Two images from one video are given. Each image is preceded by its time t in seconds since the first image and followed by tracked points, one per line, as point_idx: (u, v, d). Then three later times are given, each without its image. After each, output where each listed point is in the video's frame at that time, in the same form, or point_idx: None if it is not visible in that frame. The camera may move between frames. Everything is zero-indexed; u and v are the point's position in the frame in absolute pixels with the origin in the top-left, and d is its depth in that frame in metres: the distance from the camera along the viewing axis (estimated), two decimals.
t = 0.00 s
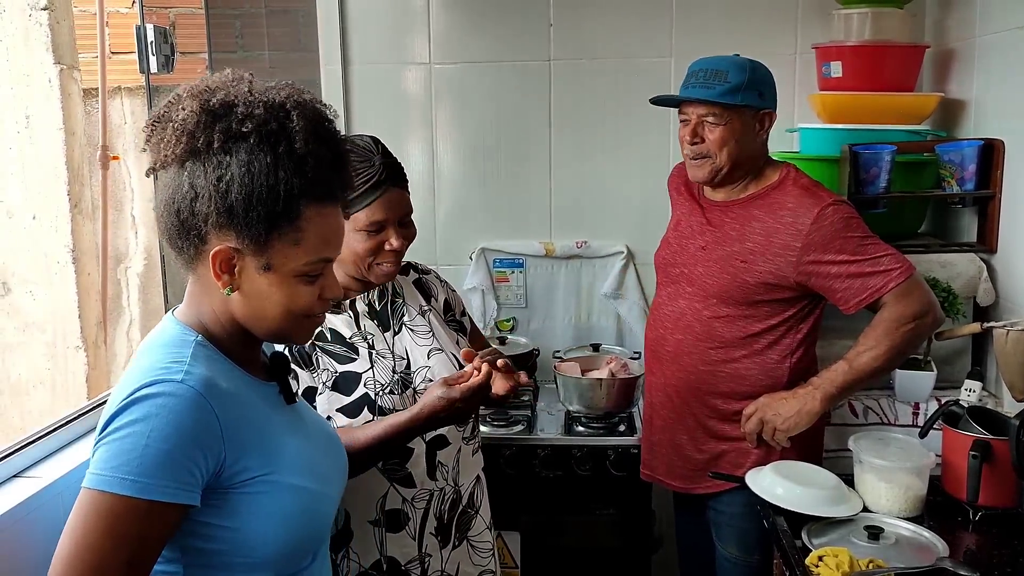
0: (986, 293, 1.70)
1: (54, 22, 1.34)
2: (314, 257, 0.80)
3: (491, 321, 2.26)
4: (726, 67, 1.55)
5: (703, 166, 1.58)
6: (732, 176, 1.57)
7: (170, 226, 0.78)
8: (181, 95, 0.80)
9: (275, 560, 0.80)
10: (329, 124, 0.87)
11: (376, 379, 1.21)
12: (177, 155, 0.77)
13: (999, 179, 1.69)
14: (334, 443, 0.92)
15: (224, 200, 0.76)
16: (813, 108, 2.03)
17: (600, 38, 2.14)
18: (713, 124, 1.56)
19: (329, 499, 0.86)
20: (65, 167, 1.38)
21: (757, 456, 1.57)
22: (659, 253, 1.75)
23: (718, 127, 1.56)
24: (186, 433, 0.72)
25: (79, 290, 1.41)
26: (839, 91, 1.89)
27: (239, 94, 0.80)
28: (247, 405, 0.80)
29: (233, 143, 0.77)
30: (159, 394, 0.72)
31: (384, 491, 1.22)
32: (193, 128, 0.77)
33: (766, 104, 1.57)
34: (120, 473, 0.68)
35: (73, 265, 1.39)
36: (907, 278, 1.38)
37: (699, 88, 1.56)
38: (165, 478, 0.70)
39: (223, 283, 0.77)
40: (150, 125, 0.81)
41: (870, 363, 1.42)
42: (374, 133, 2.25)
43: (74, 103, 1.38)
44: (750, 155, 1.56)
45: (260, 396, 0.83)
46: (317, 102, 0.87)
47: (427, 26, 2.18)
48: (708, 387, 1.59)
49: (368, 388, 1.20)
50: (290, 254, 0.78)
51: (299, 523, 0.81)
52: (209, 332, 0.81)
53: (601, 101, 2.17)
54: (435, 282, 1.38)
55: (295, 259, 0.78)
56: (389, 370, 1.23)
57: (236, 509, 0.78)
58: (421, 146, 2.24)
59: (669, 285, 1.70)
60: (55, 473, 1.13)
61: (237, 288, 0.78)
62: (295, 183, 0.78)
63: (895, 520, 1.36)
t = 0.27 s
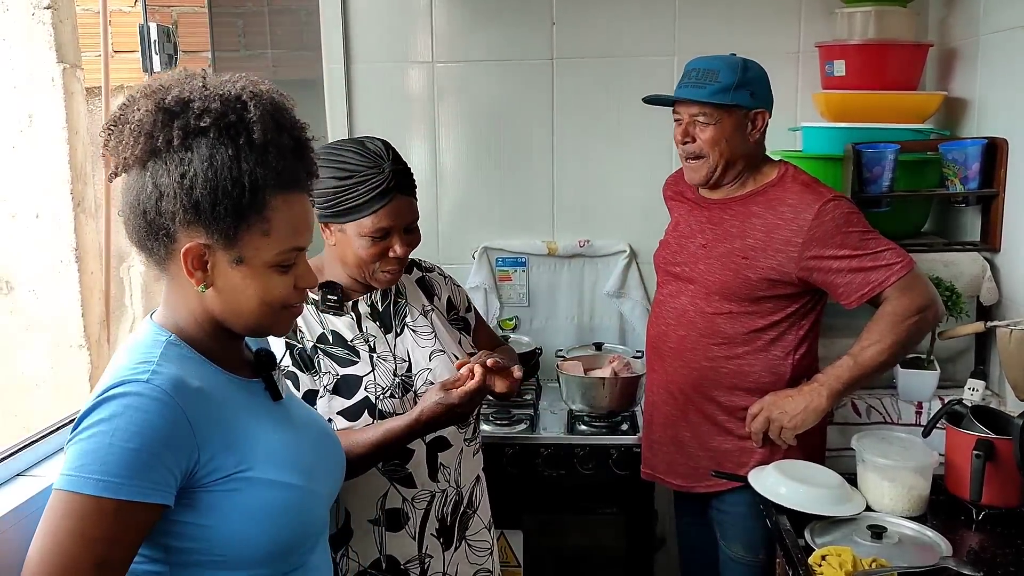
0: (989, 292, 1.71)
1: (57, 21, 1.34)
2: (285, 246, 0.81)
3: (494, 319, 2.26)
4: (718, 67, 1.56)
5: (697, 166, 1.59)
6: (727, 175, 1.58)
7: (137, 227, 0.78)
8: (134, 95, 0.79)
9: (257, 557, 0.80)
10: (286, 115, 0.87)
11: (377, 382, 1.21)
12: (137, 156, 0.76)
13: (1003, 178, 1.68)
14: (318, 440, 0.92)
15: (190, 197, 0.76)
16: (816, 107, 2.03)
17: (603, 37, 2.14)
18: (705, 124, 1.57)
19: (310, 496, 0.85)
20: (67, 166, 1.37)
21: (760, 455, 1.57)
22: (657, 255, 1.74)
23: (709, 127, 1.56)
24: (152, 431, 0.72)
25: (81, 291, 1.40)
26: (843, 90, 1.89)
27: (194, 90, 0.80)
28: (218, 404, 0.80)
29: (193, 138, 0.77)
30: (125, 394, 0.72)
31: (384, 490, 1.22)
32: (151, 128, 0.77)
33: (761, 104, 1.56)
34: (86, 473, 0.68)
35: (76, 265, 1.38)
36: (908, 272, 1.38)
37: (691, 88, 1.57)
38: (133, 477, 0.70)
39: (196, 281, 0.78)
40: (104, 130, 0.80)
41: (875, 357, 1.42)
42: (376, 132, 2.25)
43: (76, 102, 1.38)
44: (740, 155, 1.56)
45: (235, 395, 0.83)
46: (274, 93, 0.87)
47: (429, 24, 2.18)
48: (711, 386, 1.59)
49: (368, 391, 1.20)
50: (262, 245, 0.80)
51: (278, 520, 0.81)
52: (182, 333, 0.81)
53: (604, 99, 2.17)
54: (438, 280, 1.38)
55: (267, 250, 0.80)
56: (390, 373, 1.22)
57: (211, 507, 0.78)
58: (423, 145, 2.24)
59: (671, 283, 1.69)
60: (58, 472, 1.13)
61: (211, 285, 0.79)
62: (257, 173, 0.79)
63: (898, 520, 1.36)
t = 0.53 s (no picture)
0: (992, 290, 1.70)
1: (60, 19, 1.34)
2: (285, 246, 0.82)
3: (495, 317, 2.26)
4: (719, 63, 1.56)
5: (699, 161, 1.58)
6: (730, 169, 1.57)
7: (137, 223, 0.78)
8: (140, 90, 0.79)
9: (255, 553, 0.80)
10: (291, 114, 0.87)
11: (375, 380, 1.22)
12: (140, 151, 0.76)
13: (1005, 176, 1.68)
14: (319, 436, 0.92)
15: (191, 194, 0.76)
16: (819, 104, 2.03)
17: (605, 35, 2.13)
18: (706, 119, 1.57)
19: (310, 492, 0.85)
20: (71, 163, 1.37)
21: (763, 452, 1.57)
22: (663, 251, 1.74)
23: (710, 122, 1.56)
24: (149, 428, 0.72)
25: (84, 287, 1.40)
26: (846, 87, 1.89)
27: (199, 87, 0.80)
28: (217, 400, 0.80)
29: (197, 136, 0.77)
30: (122, 391, 0.72)
31: (386, 487, 1.22)
32: (155, 123, 0.77)
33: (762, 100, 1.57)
34: (83, 469, 0.68)
35: (78, 262, 1.39)
36: (908, 261, 1.38)
37: (692, 83, 1.57)
38: (130, 474, 0.70)
39: (196, 279, 0.78)
40: (109, 122, 0.80)
41: (876, 346, 1.41)
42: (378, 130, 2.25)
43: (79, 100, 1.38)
44: (744, 149, 1.56)
45: (234, 391, 0.83)
46: (279, 92, 0.87)
47: (431, 22, 2.18)
48: (713, 383, 1.59)
49: (366, 390, 1.21)
50: (262, 245, 0.80)
51: (277, 517, 0.81)
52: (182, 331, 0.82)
53: (606, 97, 2.17)
54: (438, 275, 1.38)
55: (267, 249, 0.80)
56: (388, 371, 1.23)
57: (209, 503, 0.78)
58: (425, 144, 2.24)
59: (673, 280, 1.69)
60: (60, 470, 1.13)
61: (210, 283, 0.79)
62: (260, 172, 0.79)
63: (898, 518, 1.36)
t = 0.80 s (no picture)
0: (993, 287, 1.70)
1: (60, 16, 1.34)
2: (286, 246, 0.82)
3: (497, 315, 2.27)
4: (764, 53, 1.57)
5: (724, 143, 1.56)
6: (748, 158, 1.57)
7: (138, 221, 0.78)
8: (140, 87, 0.79)
9: (261, 549, 0.80)
10: (292, 112, 0.87)
11: (370, 377, 1.21)
12: (139, 149, 0.76)
13: (1007, 174, 1.69)
14: (322, 432, 0.92)
15: (191, 192, 0.76)
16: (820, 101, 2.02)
17: (606, 32, 2.13)
18: (746, 103, 1.56)
19: (314, 487, 0.85)
20: (72, 160, 1.37)
21: (764, 448, 1.57)
22: (662, 248, 1.74)
23: (749, 107, 1.56)
24: (153, 425, 0.72)
25: (85, 283, 1.41)
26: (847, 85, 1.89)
27: (199, 85, 0.80)
28: (220, 397, 0.80)
29: (197, 134, 0.77)
30: (126, 389, 0.73)
31: (384, 484, 1.22)
32: (155, 122, 0.77)
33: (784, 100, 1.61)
34: (88, 468, 0.69)
35: (78, 258, 1.39)
36: (913, 245, 1.37)
37: (743, 61, 1.55)
38: (134, 472, 0.70)
39: (196, 277, 0.78)
40: (109, 119, 0.80)
41: (881, 326, 1.40)
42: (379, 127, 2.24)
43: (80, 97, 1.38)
44: (767, 144, 1.57)
45: (238, 389, 0.83)
46: (280, 89, 0.87)
47: (432, 19, 2.17)
48: (714, 380, 1.59)
49: (361, 387, 1.21)
50: (262, 244, 0.80)
51: (281, 513, 0.81)
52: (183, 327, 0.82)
53: (606, 95, 2.17)
54: (436, 272, 1.38)
55: (267, 248, 0.80)
56: (383, 368, 1.23)
57: (214, 500, 0.78)
58: (426, 142, 2.24)
59: (674, 277, 1.69)
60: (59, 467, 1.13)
61: (210, 281, 0.79)
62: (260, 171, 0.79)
63: (900, 515, 1.36)
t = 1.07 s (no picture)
0: (993, 286, 1.70)
1: (60, 14, 1.34)
2: (284, 242, 0.82)
3: (497, 314, 2.27)
4: (743, 55, 1.55)
5: (718, 153, 1.57)
6: (746, 162, 1.57)
7: (135, 220, 0.78)
8: (135, 87, 0.79)
9: (260, 547, 0.80)
10: (287, 109, 0.87)
11: (368, 377, 1.21)
12: (135, 148, 0.77)
13: (1008, 171, 1.68)
14: (322, 431, 0.92)
15: (187, 189, 0.76)
16: (820, 99, 2.02)
17: (606, 29, 2.13)
18: (731, 111, 1.56)
19: (314, 486, 0.85)
20: (71, 159, 1.37)
21: (765, 446, 1.57)
22: (666, 246, 1.74)
23: (736, 113, 1.56)
24: (151, 424, 0.72)
25: (85, 280, 1.41)
26: (848, 83, 1.88)
27: (194, 83, 0.80)
28: (219, 396, 0.80)
29: (192, 132, 0.77)
30: (124, 388, 0.73)
31: (382, 483, 1.22)
32: (150, 120, 0.77)
33: (777, 93, 1.59)
34: (85, 467, 0.68)
35: (79, 256, 1.39)
36: (918, 251, 1.38)
37: (718, 74, 1.55)
38: (132, 471, 0.70)
39: (195, 274, 0.79)
40: (106, 120, 0.80)
41: (889, 339, 1.42)
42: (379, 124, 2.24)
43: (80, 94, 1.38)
44: (763, 144, 1.57)
45: (238, 388, 0.83)
46: (275, 87, 0.87)
47: (432, 17, 2.17)
48: (716, 378, 1.59)
49: (359, 387, 1.20)
50: (260, 240, 0.80)
51: (281, 511, 0.81)
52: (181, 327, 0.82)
53: (606, 93, 2.16)
54: (435, 273, 1.39)
55: (266, 245, 0.80)
56: (382, 368, 1.22)
57: (213, 499, 0.78)
58: (426, 141, 2.24)
59: (675, 275, 1.69)
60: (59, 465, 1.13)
61: (209, 279, 0.79)
62: (255, 167, 0.79)
63: (900, 513, 1.36)
